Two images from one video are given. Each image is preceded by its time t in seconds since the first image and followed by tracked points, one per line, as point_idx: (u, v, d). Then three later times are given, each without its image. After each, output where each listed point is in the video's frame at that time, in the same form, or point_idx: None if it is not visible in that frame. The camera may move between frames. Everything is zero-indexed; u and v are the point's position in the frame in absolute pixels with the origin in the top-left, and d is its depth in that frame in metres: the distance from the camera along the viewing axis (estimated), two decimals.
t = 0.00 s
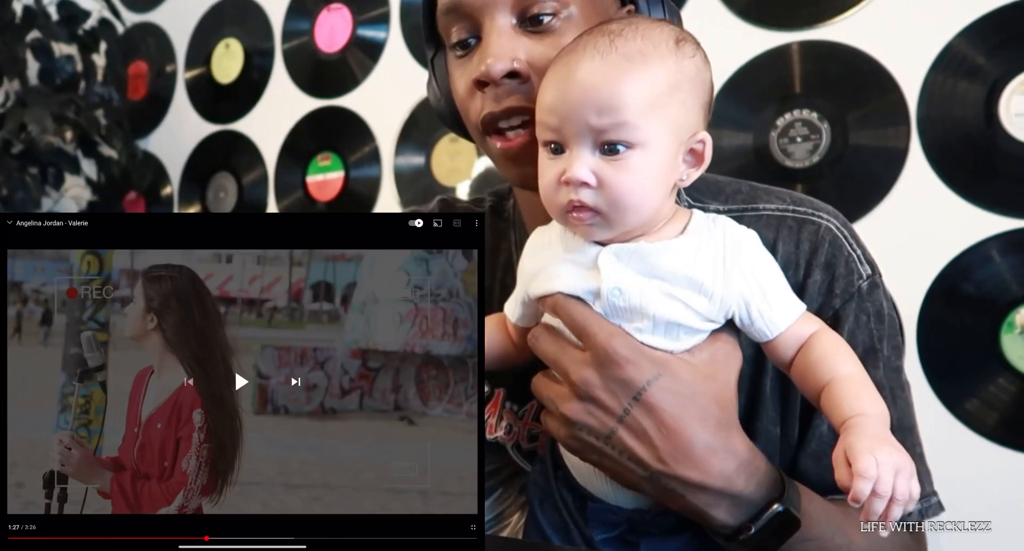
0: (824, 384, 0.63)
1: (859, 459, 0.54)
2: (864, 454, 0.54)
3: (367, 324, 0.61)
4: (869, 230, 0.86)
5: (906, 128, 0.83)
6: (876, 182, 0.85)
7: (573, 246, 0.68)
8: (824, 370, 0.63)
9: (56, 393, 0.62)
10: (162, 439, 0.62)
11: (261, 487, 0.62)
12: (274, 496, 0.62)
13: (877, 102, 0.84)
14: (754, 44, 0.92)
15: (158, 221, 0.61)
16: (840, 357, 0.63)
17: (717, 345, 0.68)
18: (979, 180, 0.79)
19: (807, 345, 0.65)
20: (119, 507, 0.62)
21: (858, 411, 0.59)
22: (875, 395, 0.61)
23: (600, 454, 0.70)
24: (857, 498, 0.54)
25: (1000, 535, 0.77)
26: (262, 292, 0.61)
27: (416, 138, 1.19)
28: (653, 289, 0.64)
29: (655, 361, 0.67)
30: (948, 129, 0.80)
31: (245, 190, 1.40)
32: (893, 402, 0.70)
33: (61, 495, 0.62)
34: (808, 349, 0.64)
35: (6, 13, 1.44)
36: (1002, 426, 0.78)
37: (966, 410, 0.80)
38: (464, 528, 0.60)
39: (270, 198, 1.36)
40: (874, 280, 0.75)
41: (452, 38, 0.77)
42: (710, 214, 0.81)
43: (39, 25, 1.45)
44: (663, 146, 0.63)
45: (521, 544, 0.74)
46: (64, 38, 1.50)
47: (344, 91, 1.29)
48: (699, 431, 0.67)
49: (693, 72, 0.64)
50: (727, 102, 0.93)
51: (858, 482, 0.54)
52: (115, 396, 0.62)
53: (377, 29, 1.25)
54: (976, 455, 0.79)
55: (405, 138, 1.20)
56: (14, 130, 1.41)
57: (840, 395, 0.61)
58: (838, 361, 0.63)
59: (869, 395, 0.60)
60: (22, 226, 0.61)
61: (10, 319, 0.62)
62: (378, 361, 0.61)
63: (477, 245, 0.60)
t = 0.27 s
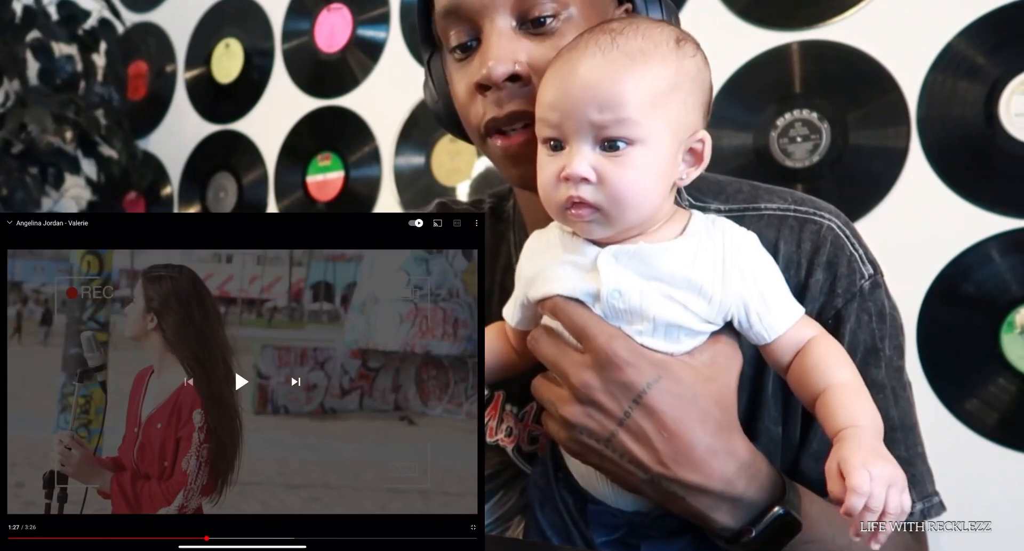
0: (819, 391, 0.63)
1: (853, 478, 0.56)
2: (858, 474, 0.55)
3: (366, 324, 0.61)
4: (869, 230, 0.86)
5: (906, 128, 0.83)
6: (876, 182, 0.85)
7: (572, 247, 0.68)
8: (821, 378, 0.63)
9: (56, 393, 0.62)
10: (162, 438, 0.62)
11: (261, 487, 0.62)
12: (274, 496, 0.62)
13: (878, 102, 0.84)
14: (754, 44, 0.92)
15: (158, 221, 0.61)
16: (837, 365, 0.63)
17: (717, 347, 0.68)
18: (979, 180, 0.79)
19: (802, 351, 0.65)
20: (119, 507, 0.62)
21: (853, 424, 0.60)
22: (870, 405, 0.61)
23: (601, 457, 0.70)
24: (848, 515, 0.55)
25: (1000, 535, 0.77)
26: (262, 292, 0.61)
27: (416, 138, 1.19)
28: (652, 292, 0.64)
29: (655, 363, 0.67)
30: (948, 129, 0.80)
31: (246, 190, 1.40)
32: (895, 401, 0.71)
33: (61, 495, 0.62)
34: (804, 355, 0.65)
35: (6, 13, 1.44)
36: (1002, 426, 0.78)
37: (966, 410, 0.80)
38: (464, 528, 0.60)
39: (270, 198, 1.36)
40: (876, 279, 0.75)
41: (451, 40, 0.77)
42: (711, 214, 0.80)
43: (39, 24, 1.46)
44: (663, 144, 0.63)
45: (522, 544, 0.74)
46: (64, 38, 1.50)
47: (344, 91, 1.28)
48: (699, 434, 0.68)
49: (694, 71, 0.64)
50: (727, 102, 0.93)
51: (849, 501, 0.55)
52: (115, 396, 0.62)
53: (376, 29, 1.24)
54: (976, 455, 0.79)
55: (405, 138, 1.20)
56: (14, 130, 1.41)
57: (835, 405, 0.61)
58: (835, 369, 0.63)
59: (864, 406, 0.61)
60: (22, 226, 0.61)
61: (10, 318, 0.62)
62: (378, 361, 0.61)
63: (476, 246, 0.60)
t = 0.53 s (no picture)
0: (818, 403, 0.64)
1: (846, 499, 0.58)
2: (851, 495, 0.57)
3: (367, 324, 0.61)
4: (869, 230, 0.85)
5: (906, 128, 0.83)
6: (877, 182, 0.85)
7: (574, 250, 0.68)
8: (820, 390, 0.63)
9: (56, 393, 0.62)
10: (162, 439, 0.62)
11: (261, 487, 0.62)
12: (274, 496, 0.62)
13: (878, 102, 0.84)
14: (754, 44, 0.92)
15: (158, 221, 0.61)
16: (838, 377, 0.63)
17: (721, 349, 0.68)
18: (979, 180, 0.79)
19: (803, 359, 0.65)
20: (119, 507, 0.62)
21: (850, 440, 0.61)
22: (868, 418, 0.62)
23: (605, 460, 0.71)
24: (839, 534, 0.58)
25: (1000, 535, 0.77)
26: (263, 292, 0.61)
27: (416, 138, 1.19)
28: (656, 296, 0.64)
29: (659, 366, 0.67)
30: (949, 129, 0.80)
31: (246, 190, 1.40)
32: (894, 399, 0.72)
33: (61, 496, 0.62)
34: (806, 363, 0.65)
35: (7, 13, 1.45)
36: (1002, 426, 0.78)
37: (966, 410, 0.79)
38: (464, 528, 0.60)
39: (269, 198, 1.36)
40: (872, 278, 0.75)
41: (455, 40, 0.77)
42: (708, 214, 0.81)
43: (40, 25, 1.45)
44: (667, 147, 0.63)
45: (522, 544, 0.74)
46: (64, 38, 1.50)
47: (345, 91, 1.28)
48: (702, 438, 0.68)
49: (697, 73, 0.64)
50: (728, 102, 0.92)
51: (840, 520, 0.58)
52: (115, 397, 0.62)
53: (377, 30, 1.24)
54: (976, 455, 0.79)
55: (406, 138, 1.20)
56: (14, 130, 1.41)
57: (833, 420, 0.62)
58: (836, 380, 0.63)
59: (861, 420, 0.62)
60: (22, 226, 0.61)
61: (11, 319, 0.62)
62: (378, 361, 0.61)
63: (477, 246, 0.60)
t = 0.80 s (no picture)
0: (807, 410, 0.64)
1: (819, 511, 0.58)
2: (825, 507, 0.58)
3: (366, 324, 0.61)
4: (869, 230, 0.85)
5: (906, 128, 0.83)
6: (877, 182, 0.85)
7: (584, 247, 0.68)
8: (810, 398, 0.64)
9: (56, 393, 0.62)
10: (162, 439, 0.62)
11: (261, 487, 0.62)
12: (274, 496, 0.62)
13: (878, 102, 0.84)
14: (754, 44, 0.91)
15: (158, 221, 0.61)
16: (829, 386, 0.63)
17: (722, 348, 0.67)
18: (979, 180, 0.79)
19: (801, 364, 0.65)
20: (119, 507, 0.62)
21: (832, 452, 0.61)
22: (855, 430, 0.62)
23: (606, 451, 0.70)
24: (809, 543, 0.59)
25: (1000, 535, 0.77)
26: (263, 292, 0.61)
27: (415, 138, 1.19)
28: (659, 292, 0.64)
29: (661, 361, 0.67)
30: (948, 129, 0.80)
31: (246, 190, 1.40)
32: (890, 394, 0.73)
33: (62, 495, 0.62)
34: (803, 368, 0.64)
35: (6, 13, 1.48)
36: (1002, 426, 0.78)
37: (966, 411, 0.79)
38: (464, 528, 0.60)
39: (269, 198, 1.36)
40: (862, 273, 0.76)
41: (435, 68, 0.78)
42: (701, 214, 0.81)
43: (39, 24, 1.48)
44: (679, 153, 0.63)
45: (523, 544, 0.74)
46: (64, 38, 1.52)
47: (345, 91, 1.28)
48: (701, 431, 0.68)
49: (711, 81, 0.64)
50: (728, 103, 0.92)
51: (812, 530, 0.59)
52: (115, 397, 0.62)
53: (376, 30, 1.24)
54: (976, 455, 0.79)
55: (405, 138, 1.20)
56: (14, 130, 1.45)
57: (819, 429, 0.62)
58: (827, 388, 0.63)
59: (848, 432, 0.62)
60: (22, 226, 0.61)
61: (11, 319, 0.62)
62: (378, 361, 0.61)
63: (477, 245, 0.60)
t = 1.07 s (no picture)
0: (811, 398, 0.64)
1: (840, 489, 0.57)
2: (846, 485, 0.57)
3: (366, 324, 0.61)
4: (869, 230, 0.85)
5: (906, 128, 0.83)
6: (877, 182, 0.85)
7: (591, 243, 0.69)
8: (813, 385, 0.64)
9: (56, 393, 0.62)
10: (163, 439, 0.62)
11: (261, 487, 0.62)
12: (274, 496, 0.62)
13: (878, 102, 0.84)
14: (754, 44, 0.91)
15: (158, 221, 0.61)
16: (831, 373, 0.63)
17: (724, 338, 0.67)
18: (979, 181, 0.79)
19: (802, 352, 0.65)
20: (119, 507, 0.62)
21: (842, 433, 0.61)
22: (860, 414, 0.62)
23: (609, 441, 0.70)
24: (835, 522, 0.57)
25: (1000, 535, 0.77)
26: (262, 292, 0.61)
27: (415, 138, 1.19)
28: (663, 283, 0.65)
29: (663, 352, 0.67)
30: (948, 129, 0.80)
31: (246, 190, 1.40)
32: (884, 388, 0.73)
33: (62, 495, 0.62)
34: (804, 356, 0.65)
35: (7, 13, 1.48)
36: (1002, 426, 0.78)
37: (966, 411, 0.79)
38: (464, 528, 0.60)
39: (270, 198, 1.36)
40: (854, 269, 0.76)
41: (421, 79, 0.78)
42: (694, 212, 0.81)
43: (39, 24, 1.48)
44: (693, 148, 0.63)
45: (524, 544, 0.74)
46: (64, 38, 1.53)
47: (344, 91, 1.28)
48: (703, 420, 0.68)
49: (723, 83, 0.65)
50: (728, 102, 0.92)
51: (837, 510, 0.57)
52: (115, 397, 0.62)
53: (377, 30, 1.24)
54: (976, 455, 0.79)
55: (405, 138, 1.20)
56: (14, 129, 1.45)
57: (825, 414, 0.62)
58: (830, 375, 0.63)
59: (854, 415, 0.62)
60: (22, 226, 0.61)
61: (11, 319, 0.62)
62: (378, 361, 0.61)
63: (477, 243, 0.60)
